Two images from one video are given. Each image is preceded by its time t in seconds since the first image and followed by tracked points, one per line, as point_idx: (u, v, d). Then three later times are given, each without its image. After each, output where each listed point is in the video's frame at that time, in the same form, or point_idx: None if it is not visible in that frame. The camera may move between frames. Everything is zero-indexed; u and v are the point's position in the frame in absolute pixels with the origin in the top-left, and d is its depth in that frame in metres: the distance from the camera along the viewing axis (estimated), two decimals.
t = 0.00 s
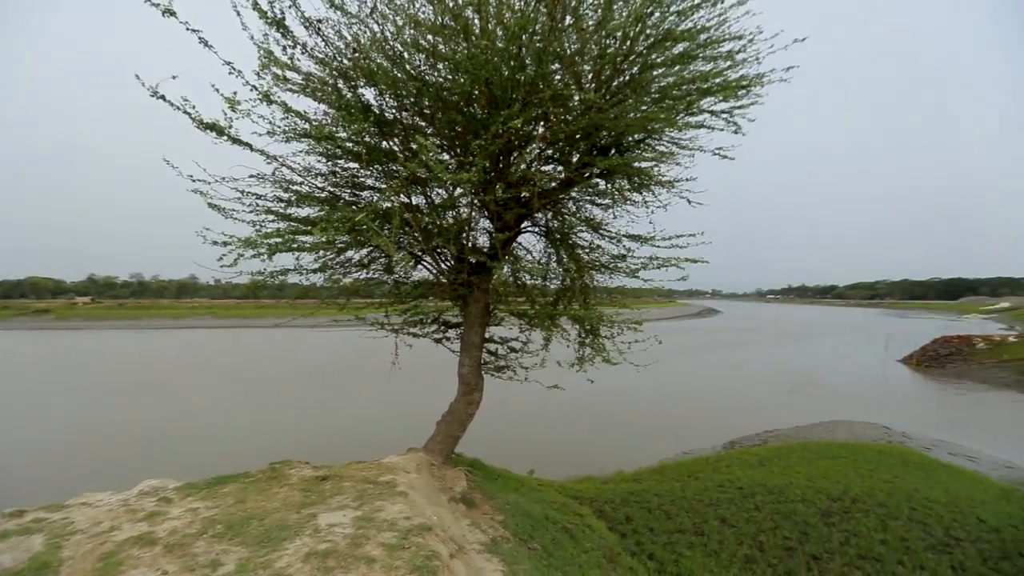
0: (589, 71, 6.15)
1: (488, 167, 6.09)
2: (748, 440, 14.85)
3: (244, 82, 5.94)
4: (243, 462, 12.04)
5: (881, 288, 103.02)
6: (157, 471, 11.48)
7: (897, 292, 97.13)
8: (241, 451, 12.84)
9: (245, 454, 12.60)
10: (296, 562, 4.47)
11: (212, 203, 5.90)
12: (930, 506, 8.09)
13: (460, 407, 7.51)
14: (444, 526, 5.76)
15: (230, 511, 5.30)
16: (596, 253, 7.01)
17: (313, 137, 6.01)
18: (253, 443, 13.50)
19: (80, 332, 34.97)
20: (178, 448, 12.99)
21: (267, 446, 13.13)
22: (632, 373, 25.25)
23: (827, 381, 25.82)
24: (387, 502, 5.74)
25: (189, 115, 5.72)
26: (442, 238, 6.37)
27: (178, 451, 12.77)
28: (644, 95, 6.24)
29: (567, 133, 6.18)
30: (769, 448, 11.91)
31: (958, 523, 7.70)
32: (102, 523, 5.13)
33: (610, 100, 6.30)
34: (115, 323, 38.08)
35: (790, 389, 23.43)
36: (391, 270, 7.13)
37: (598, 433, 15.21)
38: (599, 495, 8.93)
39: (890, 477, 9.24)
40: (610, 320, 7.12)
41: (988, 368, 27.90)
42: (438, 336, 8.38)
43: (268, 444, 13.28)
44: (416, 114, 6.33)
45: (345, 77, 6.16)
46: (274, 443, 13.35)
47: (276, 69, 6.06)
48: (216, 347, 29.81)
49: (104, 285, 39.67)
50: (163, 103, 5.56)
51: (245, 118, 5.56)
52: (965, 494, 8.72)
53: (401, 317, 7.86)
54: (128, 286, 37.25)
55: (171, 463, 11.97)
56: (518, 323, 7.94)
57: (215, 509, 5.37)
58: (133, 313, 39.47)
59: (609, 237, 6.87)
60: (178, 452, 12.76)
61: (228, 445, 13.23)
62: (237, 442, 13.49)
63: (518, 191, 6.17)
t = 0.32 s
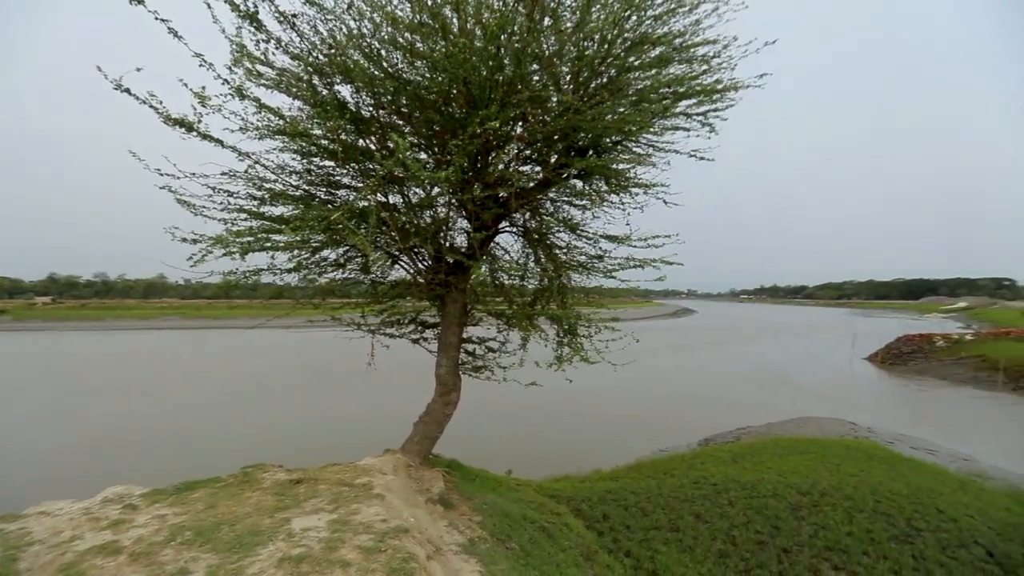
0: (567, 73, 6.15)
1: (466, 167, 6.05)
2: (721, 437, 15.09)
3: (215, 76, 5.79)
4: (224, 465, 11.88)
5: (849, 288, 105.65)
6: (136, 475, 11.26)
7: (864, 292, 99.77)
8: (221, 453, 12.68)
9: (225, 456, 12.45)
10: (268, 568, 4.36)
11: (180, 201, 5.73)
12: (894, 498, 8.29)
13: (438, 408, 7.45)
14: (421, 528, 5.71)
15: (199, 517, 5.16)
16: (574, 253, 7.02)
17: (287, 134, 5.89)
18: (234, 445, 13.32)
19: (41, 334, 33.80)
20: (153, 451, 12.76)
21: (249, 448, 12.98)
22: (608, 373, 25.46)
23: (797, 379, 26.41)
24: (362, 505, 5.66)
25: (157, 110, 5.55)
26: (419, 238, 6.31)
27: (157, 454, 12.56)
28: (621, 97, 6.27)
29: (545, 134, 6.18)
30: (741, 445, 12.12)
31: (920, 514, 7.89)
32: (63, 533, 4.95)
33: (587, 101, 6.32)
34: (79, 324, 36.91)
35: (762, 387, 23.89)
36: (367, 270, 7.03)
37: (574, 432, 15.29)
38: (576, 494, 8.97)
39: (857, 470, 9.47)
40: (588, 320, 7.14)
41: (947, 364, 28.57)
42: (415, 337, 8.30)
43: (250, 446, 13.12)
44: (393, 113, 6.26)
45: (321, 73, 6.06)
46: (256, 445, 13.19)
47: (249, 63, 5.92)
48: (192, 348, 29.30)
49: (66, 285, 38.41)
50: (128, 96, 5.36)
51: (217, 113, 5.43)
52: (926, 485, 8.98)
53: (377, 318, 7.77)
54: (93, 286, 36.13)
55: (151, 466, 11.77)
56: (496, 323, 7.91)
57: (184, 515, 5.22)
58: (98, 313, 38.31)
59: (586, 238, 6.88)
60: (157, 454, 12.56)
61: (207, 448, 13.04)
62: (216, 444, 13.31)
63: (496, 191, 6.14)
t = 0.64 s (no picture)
0: (544, 74, 6.13)
1: (443, 166, 5.99)
2: (694, 435, 15.31)
3: (182, 69, 5.62)
4: (202, 466, 11.72)
5: (817, 288, 108.26)
6: (113, 475, 11.10)
7: (831, 292, 102.39)
8: (193, 456, 12.38)
9: (198, 459, 12.16)
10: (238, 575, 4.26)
11: (146, 198, 5.56)
12: (858, 491, 8.48)
13: (413, 409, 7.38)
14: (396, 530, 5.64)
15: (165, 525, 5.01)
16: (550, 254, 7.01)
17: (259, 130, 5.76)
18: (205, 447, 13.02)
19: None
20: (120, 455, 12.37)
21: (223, 451, 12.70)
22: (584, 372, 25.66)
23: (767, 377, 26.96)
24: (336, 508, 5.57)
25: (121, 103, 5.36)
26: (395, 237, 6.23)
27: (134, 455, 12.38)
28: (597, 99, 6.30)
29: (522, 134, 6.17)
30: (714, 442, 12.31)
31: (881, 505, 8.06)
32: (20, 544, 4.74)
33: (564, 103, 6.33)
34: (39, 326, 35.60)
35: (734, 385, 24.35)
36: (341, 270, 6.93)
37: (551, 432, 15.38)
38: (552, 493, 8.99)
39: (823, 465, 9.69)
40: (564, 319, 7.14)
41: (907, 361, 29.43)
42: (391, 337, 8.21)
43: (224, 448, 12.85)
44: (368, 111, 6.18)
45: (294, 69, 5.94)
46: (231, 447, 12.93)
47: (218, 57, 5.77)
48: (164, 349, 28.67)
49: (26, 284, 37.02)
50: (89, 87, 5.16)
51: (185, 107, 5.28)
52: (887, 478, 9.22)
53: (352, 318, 7.66)
54: (54, 286, 34.92)
55: (128, 467, 11.61)
56: (472, 323, 7.87)
57: (148, 523, 5.06)
58: (59, 314, 37.00)
59: (562, 238, 6.87)
60: (125, 457, 12.17)
61: (179, 450, 12.72)
62: (187, 447, 12.99)
63: (472, 191, 6.11)
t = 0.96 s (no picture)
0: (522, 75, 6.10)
1: (420, 165, 5.93)
2: (670, 433, 15.49)
3: (151, 61, 5.45)
4: (181, 467, 11.60)
5: (788, 287, 110.46)
6: (89, 475, 10.92)
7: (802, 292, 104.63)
8: (157, 461, 11.96)
9: (162, 464, 11.74)
10: None
11: (111, 193, 5.36)
12: (826, 485, 8.66)
13: (391, 410, 7.29)
14: (373, 533, 5.55)
15: (131, 533, 4.86)
16: (528, 254, 6.98)
17: (231, 126, 5.62)
18: (170, 453, 12.57)
19: None
20: (78, 460, 11.83)
21: (188, 455, 12.29)
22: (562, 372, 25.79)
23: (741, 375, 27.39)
24: (311, 512, 5.47)
25: (86, 96, 5.18)
26: (371, 236, 6.14)
27: (109, 455, 12.18)
28: (575, 100, 6.29)
29: (501, 134, 6.13)
30: (689, 439, 12.44)
31: (848, 498, 8.22)
32: None
33: (542, 103, 6.32)
34: None
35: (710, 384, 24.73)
36: (317, 269, 6.81)
37: (529, 432, 15.43)
38: (530, 492, 8.98)
39: (793, 460, 9.87)
40: (542, 319, 7.12)
41: (873, 359, 30.23)
42: (367, 338, 8.10)
43: (189, 453, 12.43)
44: (345, 108, 6.09)
45: (268, 65, 5.82)
46: (197, 450, 12.52)
47: (188, 50, 5.61)
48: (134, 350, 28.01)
49: None
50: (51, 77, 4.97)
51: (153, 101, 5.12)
52: (854, 472, 9.44)
53: (328, 318, 7.54)
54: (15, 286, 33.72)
55: (104, 467, 11.42)
56: (450, 323, 7.81)
57: (113, 532, 4.90)
58: (19, 314, 35.71)
59: (540, 239, 6.85)
60: (82, 463, 11.65)
61: (142, 456, 12.27)
62: (150, 453, 12.54)
63: (450, 191, 6.06)
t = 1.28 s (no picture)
0: (497, 75, 6.06)
1: (394, 164, 5.84)
2: (643, 431, 15.63)
3: (111, 52, 5.24)
4: (162, 468, 11.57)
5: (757, 288, 112.77)
6: (70, 477, 10.85)
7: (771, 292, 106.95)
8: (133, 463, 11.86)
9: (138, 467, 11.65)
10: None
11: (67, 188, 5.14)
12: (793, 479, 8.83)
13: (365, 411, 7.17)
14: (345, 537, 5.45)
15: (89, 543, 4.66)
16: (503, 254, 6.93)
17: (197, 121, 5.44)
18: (147, 455, 12.47)
19: None
20: (45, 464, 11.55)
21: (170, 457, 12.26)
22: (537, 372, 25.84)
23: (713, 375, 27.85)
24: (281, 517, 5.33)
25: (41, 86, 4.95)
26: (344, 235, 6.02)
27: (91, 457, 12.11)
28: (550, 101, 6.29)
29: (476, 134, 6.07)
30: (661, 437, 12.57)
31: (812, 492, 8.39)
32: None
33: (518, 104, 6.29)
34: None
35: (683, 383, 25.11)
36: (287, 269, 6.65)
37: (504, 431, 15.38)
38: (504, 492, 8.95)
39: (761, 456, 10.04)
40: (517, 319, 7.09)
41: (837, 356, 31.06)
42: (340, 338, 7.94)
43: (169, 455, 12.36)
44: (317, 104, 5.95)
45: (236, 58, 5.65)
46: (176, 453, 12.46)
47: (151, 41, 5.42)
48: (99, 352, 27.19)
49: None
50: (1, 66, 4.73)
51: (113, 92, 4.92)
52: (818, 467, 9.65)
53: (299, 318, 7.37)
54: None
55: (83, 469, 11.32)
56: (424, 323, 7.71)
57: (69, 543, 4.69)
58: None
59: (516, 238, 6.81)
60: (50, 467, 11.38)
61: (118, 458, 12.16)
62: (128, 455, 12.42)
63: (425, 191, 5.97)
